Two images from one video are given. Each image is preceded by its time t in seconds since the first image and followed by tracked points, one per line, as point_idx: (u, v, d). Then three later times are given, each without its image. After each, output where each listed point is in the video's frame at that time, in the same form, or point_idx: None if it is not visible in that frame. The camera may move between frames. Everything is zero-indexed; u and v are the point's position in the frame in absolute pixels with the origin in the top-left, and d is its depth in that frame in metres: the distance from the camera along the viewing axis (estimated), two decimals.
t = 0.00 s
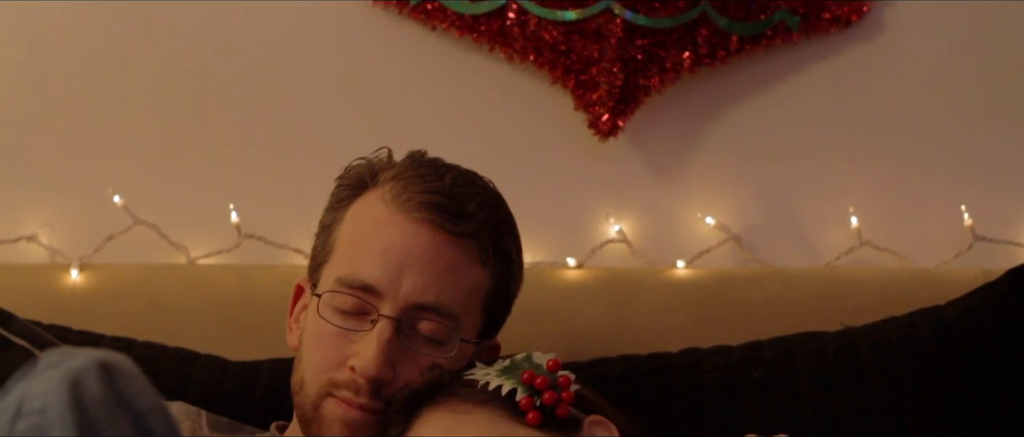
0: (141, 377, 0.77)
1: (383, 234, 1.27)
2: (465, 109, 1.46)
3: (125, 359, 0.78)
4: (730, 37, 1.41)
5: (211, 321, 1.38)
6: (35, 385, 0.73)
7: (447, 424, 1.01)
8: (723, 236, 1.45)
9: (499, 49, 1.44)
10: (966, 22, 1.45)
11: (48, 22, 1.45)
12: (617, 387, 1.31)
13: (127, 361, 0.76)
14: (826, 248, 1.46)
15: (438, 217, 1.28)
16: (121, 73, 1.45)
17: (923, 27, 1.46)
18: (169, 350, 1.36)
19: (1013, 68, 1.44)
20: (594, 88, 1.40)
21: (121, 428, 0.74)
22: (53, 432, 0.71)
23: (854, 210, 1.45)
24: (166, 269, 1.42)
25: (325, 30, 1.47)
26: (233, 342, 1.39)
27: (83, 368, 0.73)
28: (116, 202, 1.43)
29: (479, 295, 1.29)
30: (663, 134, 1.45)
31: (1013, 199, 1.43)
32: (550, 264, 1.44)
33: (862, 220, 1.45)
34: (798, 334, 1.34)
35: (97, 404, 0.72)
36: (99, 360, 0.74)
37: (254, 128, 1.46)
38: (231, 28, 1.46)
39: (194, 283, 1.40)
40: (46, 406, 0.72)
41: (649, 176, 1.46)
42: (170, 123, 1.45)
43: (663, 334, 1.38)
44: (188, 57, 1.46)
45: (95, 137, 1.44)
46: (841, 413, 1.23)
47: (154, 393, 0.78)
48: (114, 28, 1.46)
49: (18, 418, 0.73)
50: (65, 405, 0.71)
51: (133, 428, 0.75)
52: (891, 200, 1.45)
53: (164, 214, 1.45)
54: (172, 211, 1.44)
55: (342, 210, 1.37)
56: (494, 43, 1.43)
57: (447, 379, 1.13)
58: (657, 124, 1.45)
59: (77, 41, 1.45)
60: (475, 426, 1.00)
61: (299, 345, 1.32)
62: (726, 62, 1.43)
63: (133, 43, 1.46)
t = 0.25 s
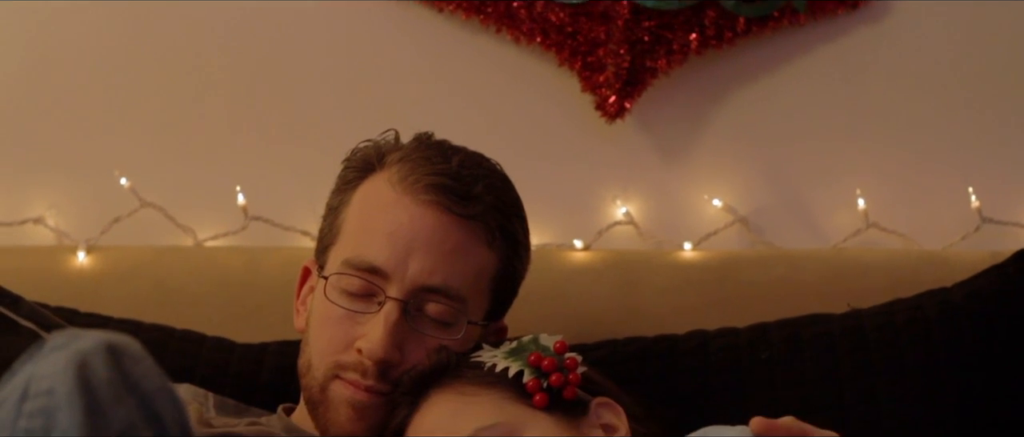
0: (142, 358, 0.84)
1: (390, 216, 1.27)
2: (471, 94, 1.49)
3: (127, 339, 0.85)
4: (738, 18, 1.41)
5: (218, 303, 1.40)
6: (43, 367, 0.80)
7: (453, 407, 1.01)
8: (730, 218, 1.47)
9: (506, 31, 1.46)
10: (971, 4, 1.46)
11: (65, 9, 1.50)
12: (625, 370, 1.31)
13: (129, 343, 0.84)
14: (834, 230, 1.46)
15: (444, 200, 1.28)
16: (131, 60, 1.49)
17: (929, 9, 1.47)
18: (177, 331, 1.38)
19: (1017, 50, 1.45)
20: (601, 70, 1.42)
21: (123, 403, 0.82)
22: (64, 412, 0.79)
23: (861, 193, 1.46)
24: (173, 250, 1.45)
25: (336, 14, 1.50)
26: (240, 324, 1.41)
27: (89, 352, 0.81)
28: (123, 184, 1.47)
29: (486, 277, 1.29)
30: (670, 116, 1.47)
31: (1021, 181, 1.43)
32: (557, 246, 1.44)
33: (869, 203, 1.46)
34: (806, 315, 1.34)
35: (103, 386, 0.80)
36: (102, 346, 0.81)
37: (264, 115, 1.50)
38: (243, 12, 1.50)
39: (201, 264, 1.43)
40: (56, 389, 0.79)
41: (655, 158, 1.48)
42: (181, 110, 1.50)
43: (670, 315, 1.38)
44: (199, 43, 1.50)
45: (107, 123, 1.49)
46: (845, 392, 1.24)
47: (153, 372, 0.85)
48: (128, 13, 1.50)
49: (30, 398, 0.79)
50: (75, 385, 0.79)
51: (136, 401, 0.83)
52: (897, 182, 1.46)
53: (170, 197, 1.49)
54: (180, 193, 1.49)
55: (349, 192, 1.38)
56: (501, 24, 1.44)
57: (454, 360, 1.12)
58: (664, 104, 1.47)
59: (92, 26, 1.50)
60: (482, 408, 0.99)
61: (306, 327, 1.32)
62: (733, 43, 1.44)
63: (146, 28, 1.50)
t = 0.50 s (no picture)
0: (152, 341, 0.76)
1: (397, 199, 1.27)
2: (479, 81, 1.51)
3: (138, 323, 0.77)
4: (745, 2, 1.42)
5: (226, 286, 1.42)
6: (49, 350, 0.73)
7: (461, 391, 1.01)
8: (737, 202, 1.48)
9: (513, 14, 1.49)
10: None
11: None
12: (633, 352, 1.31)
13: (139, 326, 0.76)
14: (841, 214, 1.48)
15: (451, 183, 1.28)
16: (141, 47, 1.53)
17: None
18: (183, 315, 1.38)
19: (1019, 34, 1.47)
20: (608, 54, 1.44)
21: (132, 392, 0.74)
22: (71, 399, 0.72)
23: (868, 176, 1.47)
24: (181, 234, 1.47)
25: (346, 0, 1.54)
26: (248, 307, 1.42)
27: (97, 335, 0.73)
28: (128, 167, 1.50)
29: (493, 260, 1.29)
30: (678, 99, 1.50)
31: None
32: (565, 230, 1.44)
33: (876, 186, 1.48)
34: (813, 299, 1.34)
35: (111, 371, 0.73)
36: (109, 329, 0.74)
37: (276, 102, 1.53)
38: None
39: (209, 247, 1.44)
40: (62, 373, 0.72)
41: (663, 139, 1.50)
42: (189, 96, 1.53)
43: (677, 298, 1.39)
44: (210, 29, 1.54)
45: (116, 109, 1.52)
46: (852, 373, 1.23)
47: (164, 357, 0.77)
48: None
49: (37, 383, 0.72)
50: (80, 370, 0.72)
51: (145, 390, 0.75)
52: (902, 165, 1.47)
53: (177, 181, 1.51)
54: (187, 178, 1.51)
55: (356, 175, 1.38)
56: (508, 8, 1.47)
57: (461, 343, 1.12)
58: (671, 88, 1.50)
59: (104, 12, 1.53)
60: (489, 392, 0.99)
61: (313, 311, 1.32)
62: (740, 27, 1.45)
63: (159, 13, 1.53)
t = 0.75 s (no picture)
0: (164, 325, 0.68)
1: (403, 184, 1.27)
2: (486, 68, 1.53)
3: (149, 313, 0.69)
4: None
5: (232, 271, 1.43)
6: (54, 334, 0.65)
7: (467, 375, 1.01)
8: (743, 187, 1.50)
9: None
10: None
11: None
12: (638, 338, 1.31)
13: (149, 312, 0.68)
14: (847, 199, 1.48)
15: (457, 168, 1.27)
16: (149, 35, 1.56)
17: None
18: (189, 300, 1.38)
19: None
20: (614, 38, 1.46)
21: (141, 377, 0.65)
22: (76, 382, 0.63)
23: (875, 161, 1.48)
24: (186, 219, 1.48)
25: None
26: (254, 292, 1.43)
27: (103, 317, 0.66)
28: (135, 152, 1.53)
29: (499, 246, 1.29)
30: (682, 84, 1.51)
31: None
32: (571, 215, 1.45)
33: (884, 171, 1.48)
34: (818, 284, 1.34)
35: (119, 352, 0.64)
36: (117, 311, 0.66)
37: (283, 88, 1.55)
38: None
39: (215, 232, 1.45)
40: (67, 357, 0.64)
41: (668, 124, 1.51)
42: (196, 83, 1.55)
43: (682, 282, 1.39)
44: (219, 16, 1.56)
45: (124, 96, 1.54)
46: (859, 355, 1.23)
47: (176, 345, 0.68)
48: None
49: (39, 370, 0.64)
50: (86, 351, 0.64)
51: (155, 380, 0.66)
52: (908, 149, 1.48)
53: (183, 166, 1.54)
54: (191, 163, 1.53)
55: (362, 160, 1.38)
56: None
57: (467, 328, 1.12)
58: (676, 73, 1.51)
59: None
60: (495, 377, 0.99)
61: (319, 296, 1.32)
62: (746, 11, 1.47)
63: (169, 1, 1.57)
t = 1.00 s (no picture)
0: (173, 317, 0.61)
1: (408, 170, 1.27)
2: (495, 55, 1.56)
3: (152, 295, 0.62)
4: None
5: (237, 257, 1.43)
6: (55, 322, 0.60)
7: (471, 362, 1.01)
8: (749, 173, 1.52)
9: None
10: None
11: None
12: (644, 324, 1.31)
13: (156, 296, 0.61)
14: (853, 185, 1.51)
15: (463, 154, 1.27)
16: (156, 23, 1.58)
17: None
18: (195, 286, 1.39)
19: None
20: (620, 24, 1.48)
21: (147, 368, 0.60)
22: (79, 371, 0.58)
23: (880, 148, 1.50)
24: (191, 206, 1.49)
25: None
26: (259, 279, 1.43)
27: (108, 304, 0.59)
28: (141, 138, 1.54)
29: (505, 232, 1.29)
30: (688, 70, 1.54)
31: None
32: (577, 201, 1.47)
33: (888, 157, 1.51)
34: (824, 270, 1.34)
35: (124, 343, 0.59)
36: (124, 299, 0.60)
37: (291, 76, 1.58)
38: None
39: (220, 218, 1.46)
40: (71, 344, 0.59)
41: (674, 108, 1.54)
42: (202, 71, 1.57)
43: (687, 269, 1.39)
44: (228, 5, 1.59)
45: (130, 84, 1.57)
46: (864, 342, 1.23)
47: (187, 336, 0.62)
48: None
49: (42, 354, 0.60)
50: (90, 341, 0.58)
51: (160, 366, 0.60)
52: (912, 136, 1.50)
53: (189, 153, 1.55)
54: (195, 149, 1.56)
55: (367, 145, 1.38)
56: None
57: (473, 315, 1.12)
58: (682, 61, 1.54)
59: None
60: (500, 364, 0.98)
61: (324, 281, 1.32)
62: None
63: None
